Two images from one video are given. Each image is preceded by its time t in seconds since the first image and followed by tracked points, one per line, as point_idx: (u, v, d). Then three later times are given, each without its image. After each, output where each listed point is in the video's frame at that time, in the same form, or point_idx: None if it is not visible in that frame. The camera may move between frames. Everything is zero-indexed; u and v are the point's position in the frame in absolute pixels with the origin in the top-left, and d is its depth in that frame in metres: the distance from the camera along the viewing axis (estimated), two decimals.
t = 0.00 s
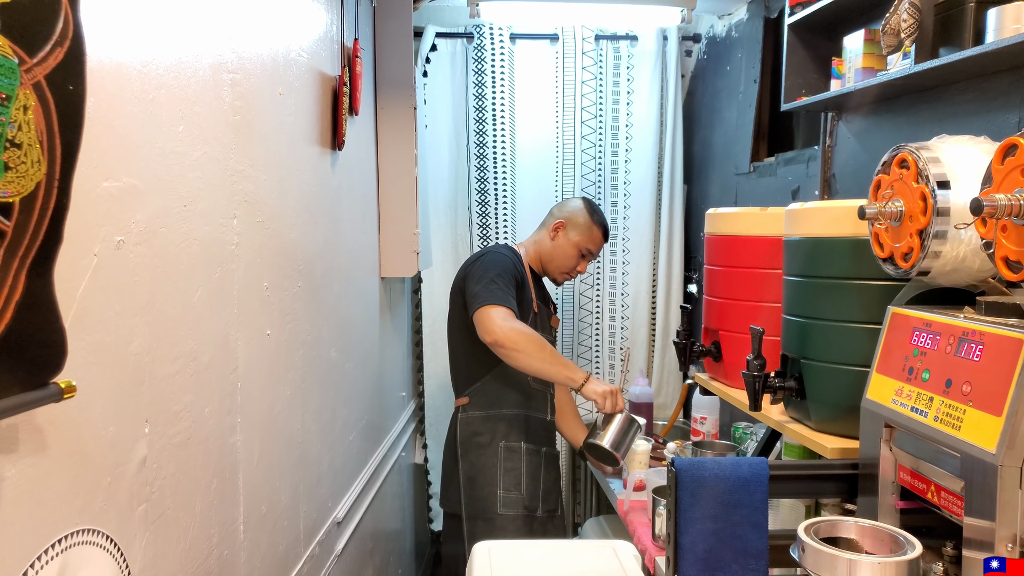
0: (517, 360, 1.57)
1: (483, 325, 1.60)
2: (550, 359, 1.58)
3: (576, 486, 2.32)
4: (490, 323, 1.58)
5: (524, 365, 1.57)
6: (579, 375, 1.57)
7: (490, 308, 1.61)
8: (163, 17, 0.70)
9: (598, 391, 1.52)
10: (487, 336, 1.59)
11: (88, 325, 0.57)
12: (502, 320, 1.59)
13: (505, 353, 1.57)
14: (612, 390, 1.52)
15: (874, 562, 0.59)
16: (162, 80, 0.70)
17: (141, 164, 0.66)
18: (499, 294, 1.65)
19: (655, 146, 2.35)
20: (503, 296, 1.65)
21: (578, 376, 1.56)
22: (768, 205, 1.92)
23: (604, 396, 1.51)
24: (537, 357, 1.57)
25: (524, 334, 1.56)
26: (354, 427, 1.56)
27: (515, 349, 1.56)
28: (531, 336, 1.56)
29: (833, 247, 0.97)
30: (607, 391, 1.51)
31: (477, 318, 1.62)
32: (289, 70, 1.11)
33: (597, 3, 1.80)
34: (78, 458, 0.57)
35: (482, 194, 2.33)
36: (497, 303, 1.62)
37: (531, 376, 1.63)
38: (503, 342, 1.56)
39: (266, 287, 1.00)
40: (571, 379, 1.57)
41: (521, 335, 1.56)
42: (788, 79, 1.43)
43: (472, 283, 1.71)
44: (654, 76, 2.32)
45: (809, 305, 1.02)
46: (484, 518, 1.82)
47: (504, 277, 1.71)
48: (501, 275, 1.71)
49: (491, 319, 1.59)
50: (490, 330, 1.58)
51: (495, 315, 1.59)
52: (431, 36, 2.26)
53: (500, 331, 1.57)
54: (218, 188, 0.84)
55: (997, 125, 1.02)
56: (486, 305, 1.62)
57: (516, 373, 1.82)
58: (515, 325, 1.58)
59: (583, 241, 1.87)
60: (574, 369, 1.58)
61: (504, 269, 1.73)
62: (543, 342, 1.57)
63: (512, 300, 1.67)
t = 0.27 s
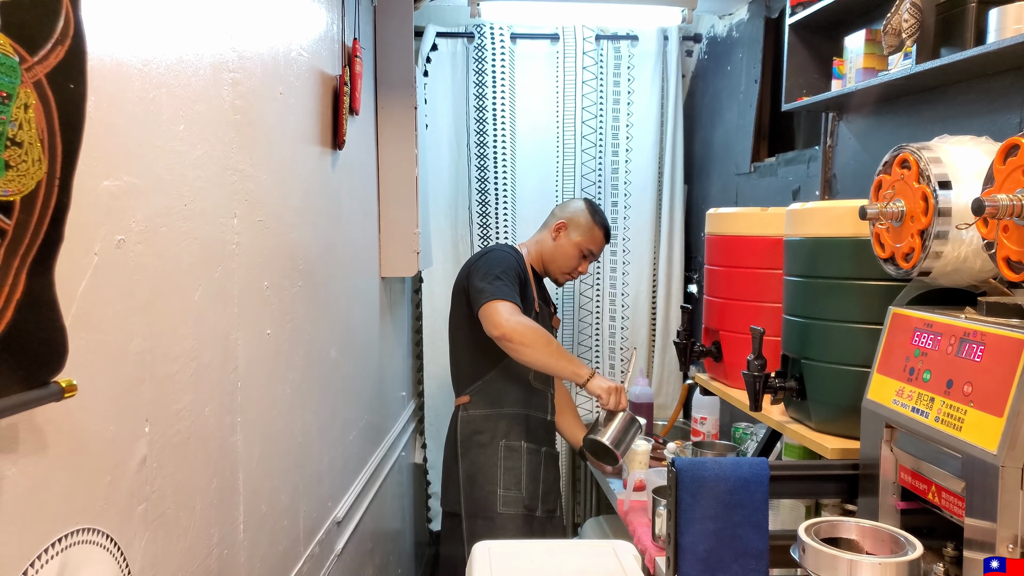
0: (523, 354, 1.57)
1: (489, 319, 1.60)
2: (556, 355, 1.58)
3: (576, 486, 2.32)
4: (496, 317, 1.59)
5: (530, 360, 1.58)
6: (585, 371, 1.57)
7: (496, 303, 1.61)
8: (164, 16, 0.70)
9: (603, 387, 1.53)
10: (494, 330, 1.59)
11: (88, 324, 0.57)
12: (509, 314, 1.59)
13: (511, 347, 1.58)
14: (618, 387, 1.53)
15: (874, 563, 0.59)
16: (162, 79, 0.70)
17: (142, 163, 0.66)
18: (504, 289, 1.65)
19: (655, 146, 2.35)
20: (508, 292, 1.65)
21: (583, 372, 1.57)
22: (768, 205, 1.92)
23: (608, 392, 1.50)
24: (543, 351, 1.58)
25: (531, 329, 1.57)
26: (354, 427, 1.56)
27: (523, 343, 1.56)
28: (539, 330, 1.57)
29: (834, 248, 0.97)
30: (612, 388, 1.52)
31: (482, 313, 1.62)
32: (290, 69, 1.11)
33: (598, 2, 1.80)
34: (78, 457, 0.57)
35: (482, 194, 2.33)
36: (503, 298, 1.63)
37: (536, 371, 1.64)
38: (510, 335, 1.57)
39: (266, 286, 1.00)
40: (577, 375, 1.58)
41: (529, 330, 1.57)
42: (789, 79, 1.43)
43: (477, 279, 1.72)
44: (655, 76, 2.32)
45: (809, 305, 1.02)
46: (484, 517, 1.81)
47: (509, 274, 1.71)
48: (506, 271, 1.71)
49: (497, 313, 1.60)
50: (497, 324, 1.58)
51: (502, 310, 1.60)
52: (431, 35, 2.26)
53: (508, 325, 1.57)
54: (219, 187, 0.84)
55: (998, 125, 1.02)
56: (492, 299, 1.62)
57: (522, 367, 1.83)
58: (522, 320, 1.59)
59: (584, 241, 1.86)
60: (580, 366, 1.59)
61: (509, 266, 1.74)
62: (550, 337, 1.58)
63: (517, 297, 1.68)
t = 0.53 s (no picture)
0: (526, 351, 1.57)
1: (492, 316, 1.60)
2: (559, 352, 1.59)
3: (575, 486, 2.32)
4: (500, 313, 1.59)
5: (532, 357, 1.58)
6: (587, 368, 1.58)
7: (499, 299, 1.61)
8: (163, 15, 0.69)
9: (605, 384, 1.53)
10: (497, 326, 1.58)
11: (88, 323, 0.57)
12: (512, 311, 1.59)
13: (514, 344, 1.57)
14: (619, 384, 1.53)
15: (874, 563, 0.59)
16: (162, 78, 0.70)
17: (141, 162, 0.66)
18: (507, 286, 1.66)
19: (655, 146, 2.35)
20: (511, 289, 1.65)
21: (586, 370, 1.57)
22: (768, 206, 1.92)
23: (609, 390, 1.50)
24: (546, 348, 1.58)
25: (535, 325, 1.57)
26: (354, 427, 1.56)
27: (526, 339, 1.56)
28: (542, 327, 1.57)
29: (834, 248, 0.97)
30: (614, 386, 1.52)
31: (485, 310, 1.62)
32: (290, 68, 1.11)
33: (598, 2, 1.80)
34: (77, 456, 0.57)
35: (482, 193, 2.33)
36: (506, 294, 1.63)
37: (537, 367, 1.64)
38: (513, 331, 1.56)
39: (266, 286, 1.00)
40: (579, 373, 1.58)
41: (533, 326, 1.57)
42: (789, 79, 1.43)
43: (479, 276, 1.72)
44: (655, 76, 2.32)
45: (810, 305, 1.02)
46: (483, 517, 1.81)
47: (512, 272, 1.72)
48: (509, 269, 1.72)
49: (501, 309, 1.59)
50: (500, 320, 1.58)
51: (506, 306, 1.60)
52: (432, 34, 2.26)
53: (511, 322, 1.57)
54: (219, 186, 0.84)
55: (999, 126, 1.02)
56: (495, 296, 1.62)
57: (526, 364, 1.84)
58: (525, 316, 1.59)
59: (586, 242, 1.86)
60: (581, 364, 1.59)
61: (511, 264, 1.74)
62: (553, 334, 1.58)
63: (519, 294, 1.68)
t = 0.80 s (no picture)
0: (528, 349, 1.57)
1: (495, 314, 1.60)
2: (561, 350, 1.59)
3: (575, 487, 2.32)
4: (503, 312, 1.59)
5: (534, 355, 1.58)
6: (588, 367, 1.58)
7: (501, 298, 1.61)
8: (164, 15, 0.69)
9: (606, 383, 1.54)
10: (499, 325, 1.59)
11: (87, 323, 0.57)
12: (514, 309, 1.60)
13: (516, 342, 1.57)
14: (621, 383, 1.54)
15: (873, 564, 0.59)
16: (162, 79, 0.70)
17: (141, 162, 0.66)
18: (508, 285, 1.66)
19: (655, 147, 2.35)
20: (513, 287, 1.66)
21: (587, 368, 1.57)
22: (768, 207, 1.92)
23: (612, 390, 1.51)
24: (548, 347, 1.58)
25: (537, 323, 1.57)
26: (354, 427, 1.56)
27: (528, 337, 1.56)
28: (545, 326, 1.57)
29: (834, 248, 0.97)
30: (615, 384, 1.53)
31: (487, 309, 1.62)
32: (290, 68, 1.11)
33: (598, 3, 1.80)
34: (77, 457, 0.57)
35: (482, 194, 2.33)
36: (508, 293, 1.63)
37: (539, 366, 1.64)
38: (515, 329, 1.56)
39: (266, 285, 1.00)
40: (580, 371, 1.58)
41: (535, 324, 1.57)
42: (789, 80, 1.43)
43: (481, 275, 1.72)
44: (655, 77, 2.32)
45: (809, 306, 1.02)
46: (483, 517, 1.81)
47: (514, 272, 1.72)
48: (511, 268, 1.72)
49: (503, 308, 1.59)
50: (503, 318, 1.58)
51: (508, 305, 1.60)
52: (432, 35, 2.26)
53: (514, 320, 1.57)
54: (219, 186, 0.84)
55: (998, 127, 1.02)
56: (497, 295, 1.62)
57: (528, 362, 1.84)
58: (528, 315, 1.59)
59: (587, 243, 1.86)
60: (582, 363, 1.59)
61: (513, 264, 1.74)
62: (555, 333, 1.59)
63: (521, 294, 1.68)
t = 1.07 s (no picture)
0: (530, 347, 1.57)
1: (497, 312, 1.60)
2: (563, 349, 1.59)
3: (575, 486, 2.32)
4: (506, 310, 1.59)
5: (536, 353, 1.58)
6: (589, 366, 1.57)
7: (503, 296, 1.62)
8: (163, 15, 0.69)
9: (607, 382, 1.53)
10: (501, 323, 1.59)
11: (87, 322, 0.57)
12: (516, 308, 1.60)
13: (518, 340, 1.58)
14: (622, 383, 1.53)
15: (873, 563, 0.59)
16: (162, 78, 0.70)
17: (141, 162, 0.66)
18: (510, 283, 1.66)
19: (655, 146, 2.35)
20: (515, 286, 1.66)
21: (588, 367, 1.57)
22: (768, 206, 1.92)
23: (613, 389, 1.51)
24: (549, 345, 1.58)
25: (540, 321, 1.58)
26: (354, 427, 1.56)
27: (530, 335, 1.56)
28: (546, 324, 1.57)
29: (833, 248, 0.97)
30: (616, 385, 1.52)
31: (489, 308, 1.63)
32: (289, 68, 1.11)
33: (598, 2, 1.80)
34: (76, 456, 0.57)
35: (482, 193, 2.33)
36: (508, 291, 1.63)
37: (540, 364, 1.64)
38: (517, 327, 1.57)
39: (265, 285, 1.00)
40: (581, 371, 1.58)
41: (538, 322, 1.57)
42: (789, 80, 1.43)
43: (482, 274, 1.73)
44: (655, 76, 2.32)
45: (809, 305, 1.02)
46: (483, 516, 1.81)
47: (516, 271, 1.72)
48: (512, 267, 1.72)
49: (505, 306, 1.60)
50: (505, 316, 1.58)
51: (511, 303, 1.60)
52: (432, 35, 2.26)
53: (516, 319, 1.57)
54: (218, 186, 0.84)
55: (998, 126, 1.02)
56: (499, 293, 1.63)
57: (528, 361, 1.84)
58: (530, 313, 1.59)
59: (588, 243, 1.86)
60: (584, 363, 1.59)
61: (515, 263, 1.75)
62: (557, 332, 1.59)
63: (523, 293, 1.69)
